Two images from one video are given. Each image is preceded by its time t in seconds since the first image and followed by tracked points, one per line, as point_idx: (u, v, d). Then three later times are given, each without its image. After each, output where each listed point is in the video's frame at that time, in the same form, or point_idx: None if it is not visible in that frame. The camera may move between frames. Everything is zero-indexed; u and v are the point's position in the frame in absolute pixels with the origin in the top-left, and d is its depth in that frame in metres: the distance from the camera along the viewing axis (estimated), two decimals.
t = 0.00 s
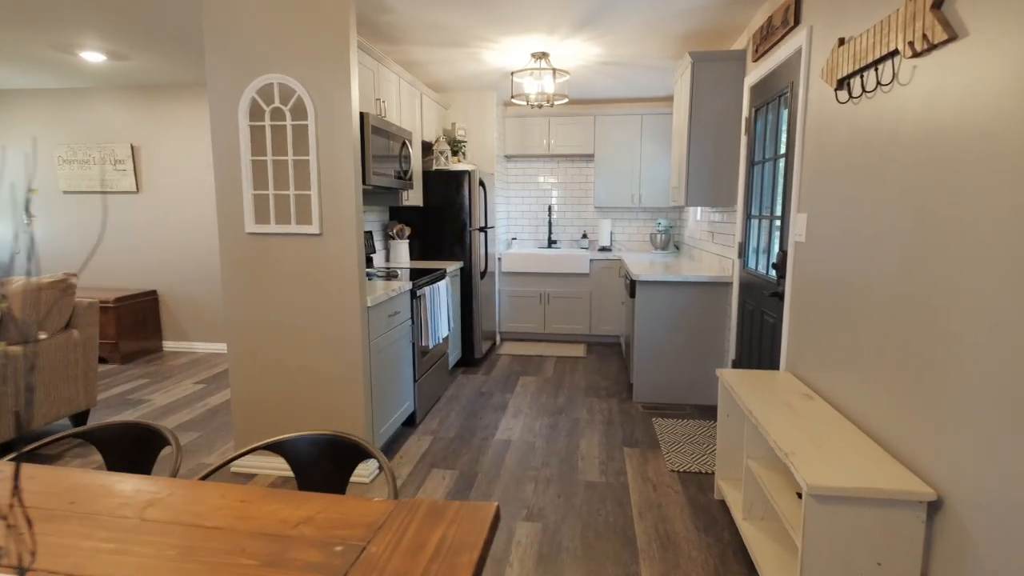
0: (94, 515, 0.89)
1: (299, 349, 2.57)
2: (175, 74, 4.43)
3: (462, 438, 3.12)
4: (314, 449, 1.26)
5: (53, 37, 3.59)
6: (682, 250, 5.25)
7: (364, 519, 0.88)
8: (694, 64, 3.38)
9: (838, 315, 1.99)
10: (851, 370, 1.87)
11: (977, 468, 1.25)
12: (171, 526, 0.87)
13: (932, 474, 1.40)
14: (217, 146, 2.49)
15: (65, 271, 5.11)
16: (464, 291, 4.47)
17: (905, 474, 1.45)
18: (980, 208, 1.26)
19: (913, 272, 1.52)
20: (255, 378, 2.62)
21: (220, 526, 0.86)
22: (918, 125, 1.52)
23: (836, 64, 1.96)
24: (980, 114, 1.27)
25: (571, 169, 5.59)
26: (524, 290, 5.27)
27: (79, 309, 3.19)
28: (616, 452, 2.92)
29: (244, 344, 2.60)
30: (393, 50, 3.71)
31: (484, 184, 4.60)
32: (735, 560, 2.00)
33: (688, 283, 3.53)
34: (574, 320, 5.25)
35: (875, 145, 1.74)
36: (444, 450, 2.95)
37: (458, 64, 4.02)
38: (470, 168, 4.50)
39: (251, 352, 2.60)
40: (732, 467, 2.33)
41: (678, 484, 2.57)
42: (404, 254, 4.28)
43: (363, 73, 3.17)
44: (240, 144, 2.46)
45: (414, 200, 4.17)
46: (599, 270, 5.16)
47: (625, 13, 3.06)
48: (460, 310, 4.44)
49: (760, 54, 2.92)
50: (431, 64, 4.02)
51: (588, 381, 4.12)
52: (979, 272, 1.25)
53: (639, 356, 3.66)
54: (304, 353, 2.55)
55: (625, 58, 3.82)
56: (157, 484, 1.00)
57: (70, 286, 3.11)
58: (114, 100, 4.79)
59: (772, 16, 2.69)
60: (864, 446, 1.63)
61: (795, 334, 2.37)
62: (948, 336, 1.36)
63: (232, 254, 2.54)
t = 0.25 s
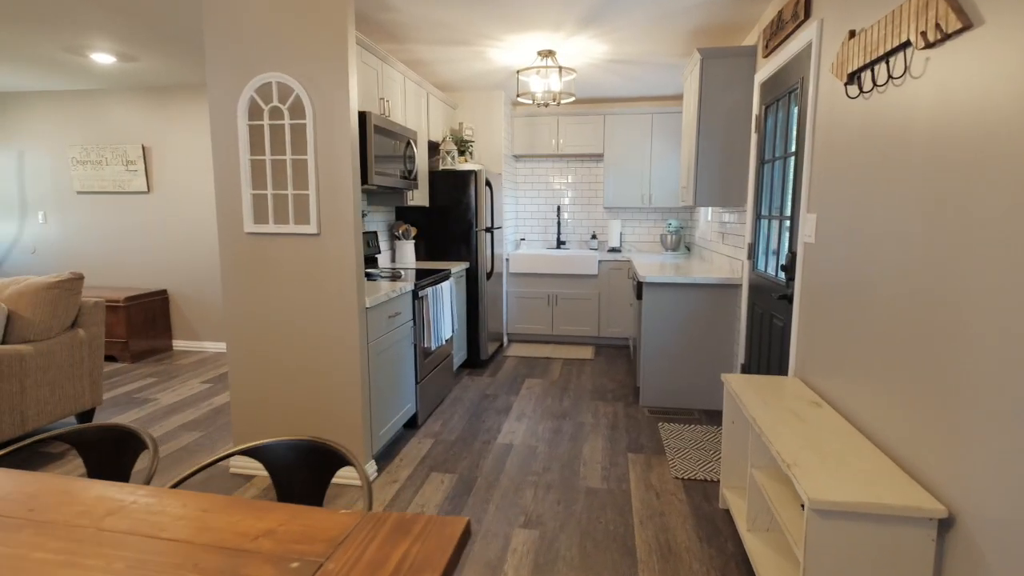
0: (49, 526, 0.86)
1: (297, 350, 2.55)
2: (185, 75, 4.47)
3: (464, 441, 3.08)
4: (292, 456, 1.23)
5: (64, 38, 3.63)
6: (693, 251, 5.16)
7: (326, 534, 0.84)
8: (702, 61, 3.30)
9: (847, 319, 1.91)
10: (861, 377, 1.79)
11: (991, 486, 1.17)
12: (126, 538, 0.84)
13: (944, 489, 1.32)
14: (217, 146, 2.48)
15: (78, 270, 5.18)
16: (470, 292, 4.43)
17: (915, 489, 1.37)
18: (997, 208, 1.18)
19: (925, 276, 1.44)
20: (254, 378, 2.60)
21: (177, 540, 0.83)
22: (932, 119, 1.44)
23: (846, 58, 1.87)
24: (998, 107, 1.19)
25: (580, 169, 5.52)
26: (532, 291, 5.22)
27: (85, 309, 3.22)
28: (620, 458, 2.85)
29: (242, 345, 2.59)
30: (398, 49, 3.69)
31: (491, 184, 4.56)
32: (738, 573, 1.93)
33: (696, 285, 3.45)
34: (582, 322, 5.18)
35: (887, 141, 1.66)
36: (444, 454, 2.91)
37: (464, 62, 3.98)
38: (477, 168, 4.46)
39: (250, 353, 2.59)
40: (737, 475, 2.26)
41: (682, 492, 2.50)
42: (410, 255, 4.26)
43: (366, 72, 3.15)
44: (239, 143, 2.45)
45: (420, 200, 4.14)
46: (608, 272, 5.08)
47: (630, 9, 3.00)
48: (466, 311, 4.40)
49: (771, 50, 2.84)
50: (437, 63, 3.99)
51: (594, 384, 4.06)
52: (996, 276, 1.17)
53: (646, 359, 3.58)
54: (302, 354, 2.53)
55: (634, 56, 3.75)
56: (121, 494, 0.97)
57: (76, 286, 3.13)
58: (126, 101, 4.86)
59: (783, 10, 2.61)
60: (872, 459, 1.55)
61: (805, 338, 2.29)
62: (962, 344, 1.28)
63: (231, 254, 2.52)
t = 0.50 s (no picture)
0: None
1: (292, 352, 2.52)
2: (191, 76, 4.49)
3: (463, 445, 3.03)
4: (263, 464, 1.19)
5: (70, 40, 3.66)
6: (702, 253, 5.07)
7: (279, 552, 0.80)
8: (708, 58, 3.23)
9: (853, 325, 1.83)
10: (868, 385, 1.71)
11: (1002, 506, 1.10)
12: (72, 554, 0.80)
13: (952, 508, 1.25)
14: (212, 147, 2.46)
15: (87, 269, 5.23)
16: (474, 293, 4.39)
17: (921, 507, 1.30)
18: (1010, 208, 1.10)
19: (933, 281, 1.37)
20: (250, 380, 2.58)
21: (122, 557, 0.79)
22: (942, 115, 1.36)
23: (853, 52, 1.80)
24: (1010, 100, 1.12)
25: (587, 170, 5.45)
26: (537, 293, 5.17)
27: (87, 309, 3.23)
28: (621, 464, 2.79)
29: (238, 346, 2.57)
30: (400, 49, 3.66)
31: (495, 185, 4.52)
32: None
33: (702, 287, 3.37)
34: (588, 324, 5.12)
35: (895, 139, 1.58)
36: (442, 458, 2.87)
37: (467, 62, 3.94)
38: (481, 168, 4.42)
39: (246, 354, 2.57)
40: (739, 485, 2.19)
41: (683, 501, 2.43)
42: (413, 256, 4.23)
43: (366, 72, 3.12)
44: (234, 144, 2.43)
45: (423, 201, 4.11)
46: (614, 273, 5.01)
47: (633, 6, 2.94)
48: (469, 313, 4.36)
49: (779, 46, 2.76)
50: (440, 62, 3.96)
51: (598, 387, 3.99)
52: (1009, 282, 1.10)
53: (650, 363, 3.51)
54: (298, 357, 2.51)
55: (639, 54, 3.68)
56: (77, 504, 0.94)
57: (78, 286, 3.14)
58: (134, 103, 4.90)
59: (790, 5, 2.53)
60: (877, 473, 1.48)
61: (810, 344, 2.21)
62: (973, 353, 1.20)
63: (226, 254, 2.51)
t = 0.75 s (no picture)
0: None
1: (282, 355, 2.48)
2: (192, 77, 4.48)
3: (457, 450, 2.98)
4: (226, 472, 1.15)
5: (70, 40, 3.66)
6: (706, 255, 4.99)
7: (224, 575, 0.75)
8: (711, 56, 3.16)
9: (855, 331, 1.76)
10: (869, 395, 1.64)
11: (1008, 529, 1.02)
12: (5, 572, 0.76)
13: (955, 528, 1.18)
14: (202, 146, 2.43)
15: (90, 270, 5.25)
16: (473, 295, 4.34)
17: (923, 526, 1.23)
18: (1017, 210, 1.03)
19: (937, 287, 1.29)
20: (240, 383, 2.55)
21: None
22: (946, 111, 1.29)
23: (855, 46, 1.73)
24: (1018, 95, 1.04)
25: (590, 170, 5.39)
26: (539, 295, 5.11)
27: (82, 310, 3.22)
28: (618, 471, 2.72)
29: (228, 348, 2.54)
30: (399, 48, 3.62)
31: (496, 185, 4.47)
32: None
33: (703, 290, 3.30)
34: (590, 327, 5.05)
35: (899, 137, 1.51)
36: (435, 464, 2.82)
37: (467, 61, 3.90)
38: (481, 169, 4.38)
39: (236, 357, 2.53)
40: (737, 495, 2.12)
41: (680, 511, 2.36)
42: (412, 257, 4.19)
43: (362, 71, 3.08)
44: (223, 143, 2.39)
45: (422, 202, 4.07)
46: (617, 275, 4.94)
47: (633, 3, 2.87)
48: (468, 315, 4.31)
49: (782, 42, 2.68)
50: (439, 62, 3.92)
51: (599, 391, 3.92)
52: (1016, 289, 1.03)
53: (651, 367, 3.44)
54: (288, 360, 2.47)
55: (641, 52, 3.62)
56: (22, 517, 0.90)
57: (74, 287, 3.13)
58: (137, 103, 4.91)
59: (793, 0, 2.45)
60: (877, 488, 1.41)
61: (812, 350, 2.13)
62: (978, 365, 1.13)
63: (216, 256, 2.47)
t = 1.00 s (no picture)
0: None
1: (270, 359, 2.44)
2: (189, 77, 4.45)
3: (451, 456, 2.92)
4: (190, 485, 1.10)
5: (65, 41, 3.64)
6: (708, 257, 4.91)
7: None
8: (711, 54, 3.09)
9: (855, 337, 1.69)
10: (870, 404, 1.57)
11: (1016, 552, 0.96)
12: None
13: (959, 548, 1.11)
14: (190, 147, 2.39)
15: (89, 271, 5.23)
16: (471, 297, 4.29)
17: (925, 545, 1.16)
18: None
19: (941, 292, 1.23)
20: (228, 386, 2.51)
21: None
22: (950, 106, 1.22)
23: (855, 40, 1.66)
24: None
25: (591, 171, 5.33)
26: (539, 297, 5.05)
27: (74, 311, 3.19)
28: (614, 479, 2.66)
29: (216, 351, 2.50)
30: (395, 47, 3.58)
31: (495, 186, 4.41)
32: None
33: (704, 293, 3.23)
34: (590, 330, 4.99)
35: (901, 134, 1.44)
36: (428, 470, 2.77)
37: (464, 61, 3.85)
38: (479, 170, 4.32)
39: (224, 360, 2.50)
40: (734, 506, 2.05)
41: (676, 521, 2.29)
42: (410, 259, 4.14)
43: (355, 70, 3.04)
44: (211, 143, 2.35)
45: (418, 203, 4.02)
46: (617, 278, 4.88)
47: None
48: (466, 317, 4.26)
49: (783, 39, 2.61)
50: (436, 62, 3.87)
51: (597, 396, 3.86)
52: None
53: (650, 371, 3.37)
54: (277, 363, 2.43)
55: (640, 51, 3.56)
56: None
57: (65, 289, 3.11)
58: (135, 104, 4.90)
59: None
60: (877, 503, 1.34)
61: (812, 356, 2.06)
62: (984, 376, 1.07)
63: (204, 258, 2.43)
